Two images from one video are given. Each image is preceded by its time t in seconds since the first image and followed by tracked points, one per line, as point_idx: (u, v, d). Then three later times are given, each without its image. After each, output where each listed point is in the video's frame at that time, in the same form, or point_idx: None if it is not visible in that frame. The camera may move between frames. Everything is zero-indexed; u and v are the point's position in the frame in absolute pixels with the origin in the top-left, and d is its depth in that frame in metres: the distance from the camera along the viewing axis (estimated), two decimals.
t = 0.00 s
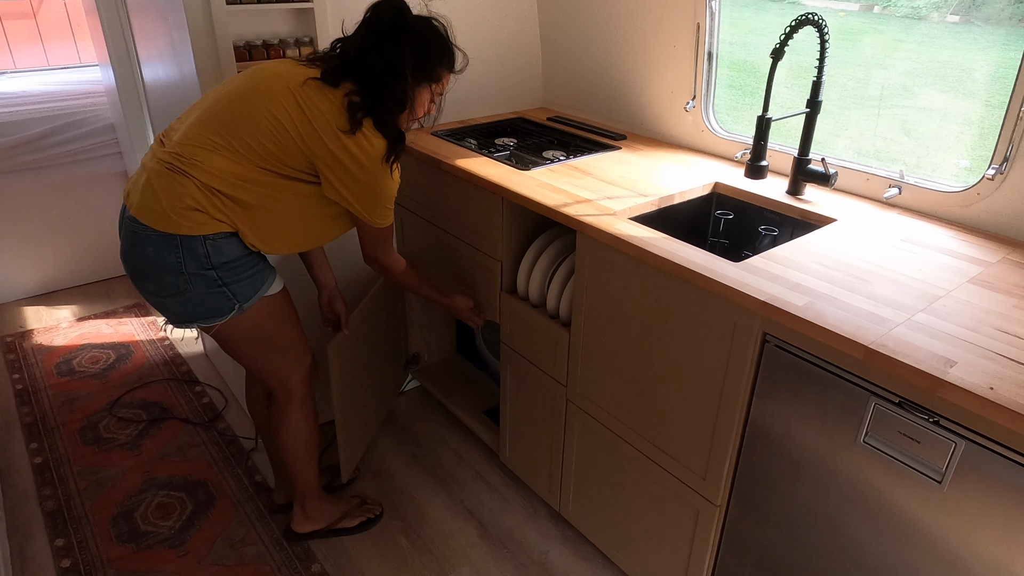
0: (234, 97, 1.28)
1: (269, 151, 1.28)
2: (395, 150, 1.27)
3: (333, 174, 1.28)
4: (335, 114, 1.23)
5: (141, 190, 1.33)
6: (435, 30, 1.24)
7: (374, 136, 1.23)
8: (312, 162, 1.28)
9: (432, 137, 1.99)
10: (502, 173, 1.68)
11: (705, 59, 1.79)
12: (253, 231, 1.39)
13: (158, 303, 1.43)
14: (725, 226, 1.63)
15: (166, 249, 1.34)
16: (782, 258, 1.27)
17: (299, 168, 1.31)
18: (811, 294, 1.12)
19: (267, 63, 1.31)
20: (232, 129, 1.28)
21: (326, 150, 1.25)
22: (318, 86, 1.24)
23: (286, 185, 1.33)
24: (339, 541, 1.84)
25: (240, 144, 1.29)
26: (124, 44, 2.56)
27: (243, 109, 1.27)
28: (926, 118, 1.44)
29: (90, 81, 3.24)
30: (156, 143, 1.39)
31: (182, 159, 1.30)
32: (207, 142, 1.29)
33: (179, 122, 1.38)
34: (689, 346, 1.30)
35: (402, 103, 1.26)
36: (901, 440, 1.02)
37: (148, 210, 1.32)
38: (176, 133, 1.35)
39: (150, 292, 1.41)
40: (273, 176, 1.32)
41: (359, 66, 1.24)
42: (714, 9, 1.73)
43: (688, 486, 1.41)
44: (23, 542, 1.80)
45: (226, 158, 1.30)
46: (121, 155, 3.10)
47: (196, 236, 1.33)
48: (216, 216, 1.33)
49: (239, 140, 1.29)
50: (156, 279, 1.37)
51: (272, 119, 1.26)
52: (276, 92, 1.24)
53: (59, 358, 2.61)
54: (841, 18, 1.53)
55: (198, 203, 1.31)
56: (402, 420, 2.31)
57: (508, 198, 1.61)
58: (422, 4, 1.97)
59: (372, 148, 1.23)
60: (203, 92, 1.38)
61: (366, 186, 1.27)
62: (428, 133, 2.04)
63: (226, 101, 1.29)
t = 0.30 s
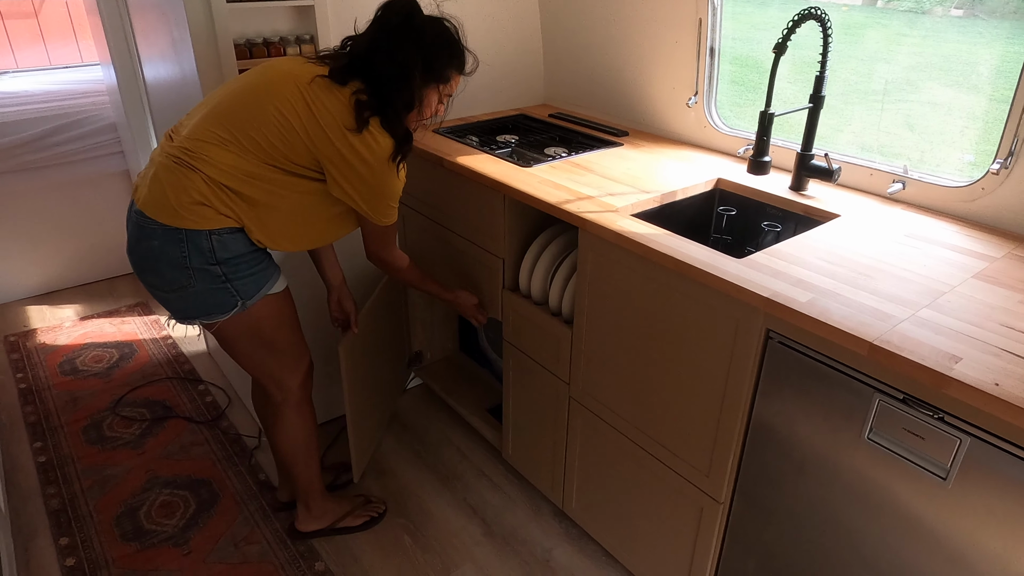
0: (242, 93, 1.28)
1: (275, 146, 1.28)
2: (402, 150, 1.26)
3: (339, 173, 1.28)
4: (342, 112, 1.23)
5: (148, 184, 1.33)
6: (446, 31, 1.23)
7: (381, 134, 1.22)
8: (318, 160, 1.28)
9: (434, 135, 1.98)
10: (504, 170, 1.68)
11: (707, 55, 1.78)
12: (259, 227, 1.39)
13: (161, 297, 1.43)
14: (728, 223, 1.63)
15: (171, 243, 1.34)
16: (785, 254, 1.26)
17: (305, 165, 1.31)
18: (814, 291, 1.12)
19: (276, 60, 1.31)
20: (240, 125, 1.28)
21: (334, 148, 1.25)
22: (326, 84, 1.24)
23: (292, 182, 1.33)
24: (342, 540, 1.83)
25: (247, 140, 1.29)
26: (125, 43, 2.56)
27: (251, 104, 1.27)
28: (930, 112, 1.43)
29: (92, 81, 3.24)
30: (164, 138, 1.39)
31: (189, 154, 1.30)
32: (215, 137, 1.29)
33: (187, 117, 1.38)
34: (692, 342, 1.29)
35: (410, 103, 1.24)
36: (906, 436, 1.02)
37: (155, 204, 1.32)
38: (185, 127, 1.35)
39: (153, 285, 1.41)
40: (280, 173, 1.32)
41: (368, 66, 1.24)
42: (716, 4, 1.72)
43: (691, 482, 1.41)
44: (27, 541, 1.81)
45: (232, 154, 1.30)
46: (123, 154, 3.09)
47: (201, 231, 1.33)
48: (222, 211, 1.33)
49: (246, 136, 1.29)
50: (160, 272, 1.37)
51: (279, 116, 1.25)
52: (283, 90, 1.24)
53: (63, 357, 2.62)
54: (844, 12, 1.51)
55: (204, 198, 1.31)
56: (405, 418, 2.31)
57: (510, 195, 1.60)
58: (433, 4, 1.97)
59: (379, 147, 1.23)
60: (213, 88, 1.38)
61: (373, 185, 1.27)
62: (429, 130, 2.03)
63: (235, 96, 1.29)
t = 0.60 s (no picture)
0: (252, 100, 1.28)
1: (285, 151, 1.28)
2: (413, 154, 1.26)
3: (349, 178, 1.28)
4: (352, 115, 1.22)
5: (160, 194, 1.34)
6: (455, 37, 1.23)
7: (391, 138, 1.22)
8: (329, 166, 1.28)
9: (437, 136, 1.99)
10: (507, 172, 1.67)
11: (711, 55, 1.78)
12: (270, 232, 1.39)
13: (177, 308, 1.43)
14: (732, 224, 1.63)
15: (186, 254, 1.34)
16: (789, 255, 1.26)
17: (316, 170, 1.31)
18: (819, 292, 1.11)
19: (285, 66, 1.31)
20: (250, 132, 1.28)
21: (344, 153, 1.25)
22: (335, 88, 1.24)
23: (302, 188, 1.33)
24: (346, 541, 1.83)
25: (258, 147, 1.29)
26: (129, 44, 2.56)
27: (259, 110, 1.27)
28: (935, 112, 1.43)
29: (96, 82, 3.25)
30: (174, 147, 1.39)
31: (199, 162, 1.30)
32: (226, 145, 1.30)
33: (196, 125, 1.38)
34: (696, 344, 1.29)
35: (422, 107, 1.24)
36: (911, 438, 1.01)
37: (167, 213, 1.32)
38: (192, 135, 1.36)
39: (169, 296, 1.42)
40: (291, 179, 1.32)
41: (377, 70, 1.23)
42: (720, 4, 1.72)
43: (695, 485, 1.40)
44: (32, 542, 1.81)
45: (241, 160, 1.30)
46: (127, 155, 3.10)
47: (215, 241, 1.33)
48: (234, 219, 1.34)
49: (257, 143, 1.29)
50: (176, 283, 1.38)
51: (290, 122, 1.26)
52: (295, 95, 1.24)
53: (67, 358, 2.63)
54: (848, 12, 1.51)
55: (216, 206, 1.31)
56: (408, 418, 2.31)
57: (514, 197, 1.60)
58: (445, 8, 1.97)
59: (391, 152, 1.23)
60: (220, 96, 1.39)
61: (382, 189, 1.27)
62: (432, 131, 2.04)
63: (243, 102, 1.29)
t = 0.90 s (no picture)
0: (256, 110, 1.31)
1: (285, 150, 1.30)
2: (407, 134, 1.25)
3: (347, 177, 1.26)
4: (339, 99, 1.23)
5: (177, 212, 1.38)
6: (444, 13, 1.23)
7: (388, 134, 1.22)
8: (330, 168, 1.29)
9: (448, 152, 2.01)
10: (517, 186, 1.69)
11: (718, 68, 1.80)
12: (285, 242, 1.42)
13: (197, 321, 1.47)
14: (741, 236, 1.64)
15: (203, 267, 1.38)
16: (799, 266, 1.26)
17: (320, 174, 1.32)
18: (829, 302, 1.12)
19: (285, 74, 1.33)
20: (255, 141, 1.31)
21: (343, 154, 1.25)
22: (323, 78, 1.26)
23: (308, 193, 1.35)
24: (361, 555, 1.84)
25: (264, 156, 1.32)
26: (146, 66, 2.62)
27: (258, 116, 1.30)
28: (942, 122, 1.44)
29: (113, 104, 3.32)
30: (188, 165, 1.43)
31: (209, 176, 1.34)
32: (235, 157, 1.33)
33: (207, 140, 1.42)
34: (707, 355, 1.30)
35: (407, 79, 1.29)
36: (924, 447, 1.02)
37: (184, 230, 1.37)
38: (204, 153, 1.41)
39: (190, 309, 1.45)
40: (297, 185, 1.34)
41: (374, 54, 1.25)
42: (726, 18, 1.74)
43: (709, 496, 1.41)
44: (52, 557, 1.83)
45: (245, 166, 1.33)
46: (143, 174, 3.16)
47: (231, 252, 1.37)
48: (248, 230, 1.37)
49: (263, 152, 1.31)
50: (195, 295, 1.41)
51: (293, 128, 1.28)
52: (295, 100, 1.27)
53: (86, 375, 2.66)
54: (854, 22, 1.52)
55: (229, 219, 1.35)
56: (422, 432, 2.32)
57: (524, 211, 1.62)
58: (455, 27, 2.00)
59: (389, 149, 1.23)
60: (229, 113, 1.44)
61: (382, 186, 1.26)
62: (443, 147, 2.07)
63: (244, 111, 1.33)
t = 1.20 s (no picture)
0: (262, 113, 1.31)
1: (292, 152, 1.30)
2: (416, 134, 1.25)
3: (356, 178, 1.26)
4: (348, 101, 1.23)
5: (184, 216, 1.38)
6: (453, 15, 1.23)
7: (397, 136, 1.22)
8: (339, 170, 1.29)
9: (447, 153, 2.01)
10: (516, 188, 1.69)
11: (717, 70, 1.80)
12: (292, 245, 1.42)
13: (203, 324, 1.46)
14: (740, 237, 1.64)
15: (210, 270, 1.37)
16: (798, 268, 1.26)
17: (328, 176, 1.32)
18: (828, 305, 1.12)
19: (291, 76, 1.33)
20: (262, 143, 1.31)
21: (352, 155, 1.25)
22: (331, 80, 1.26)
23: (315, 198, 1.35)
24: (359, 557, 1.84)
25: (270, 159, 1.32)
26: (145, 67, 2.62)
27: (264, 119, 1.30)
28: (941, 124, 1.44)
29: (112, 105, 3.32)
30: (192, 168, 1.43)
31: (216, 178, 1.34)
32: (242, 160, 1.33)
33: (211, 143, 1.41)
34: (707, 357, 1.29)
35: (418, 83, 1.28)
36: (923, 450, 1.02)
37: (191, 234, 1.36)
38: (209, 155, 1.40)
39: (195, 313, 1.45)
40: (304, 187, 1.34)
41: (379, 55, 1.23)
42: (724, 20, 1.74)
43: (708, 498, 1.40)
44: (50, 559, 1.83)
45: (252, 169, 1.33)
46: (142, 176, 3.17)
47: (238, 256, 1.36)
48: (255, 233, 1.37)
49: (270, 154, 1.31)
50: (202, 300, 1.41)
51: (300, 130, 1.28)
52: (303, 103, 1.27)
53: (84, 376, 2.66)
54: (853, 24, 1.52)
55: (237, 222, 1.34)
56: (420, 434, 2.32)
57: (523, 212, 1.62)
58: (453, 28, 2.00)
59: (398, 150, 1.23)
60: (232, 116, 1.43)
61: (390, 188, 1.26)
62: (443, 149, 2.07)
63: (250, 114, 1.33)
